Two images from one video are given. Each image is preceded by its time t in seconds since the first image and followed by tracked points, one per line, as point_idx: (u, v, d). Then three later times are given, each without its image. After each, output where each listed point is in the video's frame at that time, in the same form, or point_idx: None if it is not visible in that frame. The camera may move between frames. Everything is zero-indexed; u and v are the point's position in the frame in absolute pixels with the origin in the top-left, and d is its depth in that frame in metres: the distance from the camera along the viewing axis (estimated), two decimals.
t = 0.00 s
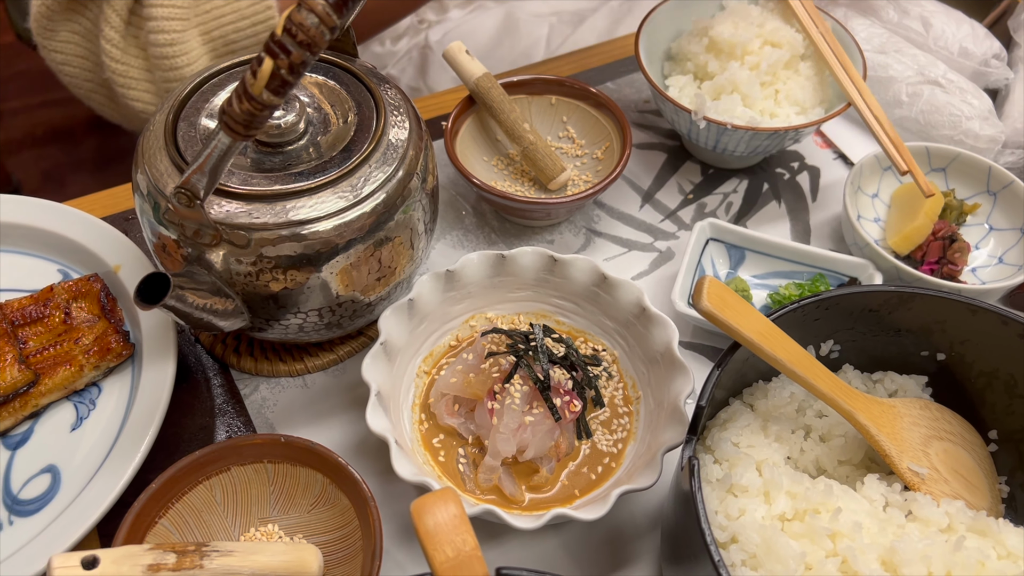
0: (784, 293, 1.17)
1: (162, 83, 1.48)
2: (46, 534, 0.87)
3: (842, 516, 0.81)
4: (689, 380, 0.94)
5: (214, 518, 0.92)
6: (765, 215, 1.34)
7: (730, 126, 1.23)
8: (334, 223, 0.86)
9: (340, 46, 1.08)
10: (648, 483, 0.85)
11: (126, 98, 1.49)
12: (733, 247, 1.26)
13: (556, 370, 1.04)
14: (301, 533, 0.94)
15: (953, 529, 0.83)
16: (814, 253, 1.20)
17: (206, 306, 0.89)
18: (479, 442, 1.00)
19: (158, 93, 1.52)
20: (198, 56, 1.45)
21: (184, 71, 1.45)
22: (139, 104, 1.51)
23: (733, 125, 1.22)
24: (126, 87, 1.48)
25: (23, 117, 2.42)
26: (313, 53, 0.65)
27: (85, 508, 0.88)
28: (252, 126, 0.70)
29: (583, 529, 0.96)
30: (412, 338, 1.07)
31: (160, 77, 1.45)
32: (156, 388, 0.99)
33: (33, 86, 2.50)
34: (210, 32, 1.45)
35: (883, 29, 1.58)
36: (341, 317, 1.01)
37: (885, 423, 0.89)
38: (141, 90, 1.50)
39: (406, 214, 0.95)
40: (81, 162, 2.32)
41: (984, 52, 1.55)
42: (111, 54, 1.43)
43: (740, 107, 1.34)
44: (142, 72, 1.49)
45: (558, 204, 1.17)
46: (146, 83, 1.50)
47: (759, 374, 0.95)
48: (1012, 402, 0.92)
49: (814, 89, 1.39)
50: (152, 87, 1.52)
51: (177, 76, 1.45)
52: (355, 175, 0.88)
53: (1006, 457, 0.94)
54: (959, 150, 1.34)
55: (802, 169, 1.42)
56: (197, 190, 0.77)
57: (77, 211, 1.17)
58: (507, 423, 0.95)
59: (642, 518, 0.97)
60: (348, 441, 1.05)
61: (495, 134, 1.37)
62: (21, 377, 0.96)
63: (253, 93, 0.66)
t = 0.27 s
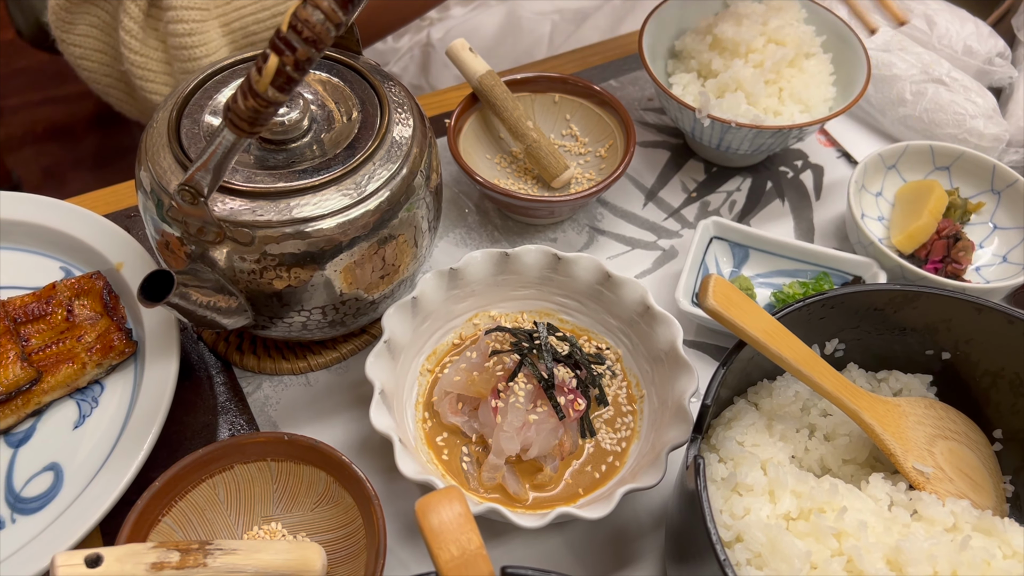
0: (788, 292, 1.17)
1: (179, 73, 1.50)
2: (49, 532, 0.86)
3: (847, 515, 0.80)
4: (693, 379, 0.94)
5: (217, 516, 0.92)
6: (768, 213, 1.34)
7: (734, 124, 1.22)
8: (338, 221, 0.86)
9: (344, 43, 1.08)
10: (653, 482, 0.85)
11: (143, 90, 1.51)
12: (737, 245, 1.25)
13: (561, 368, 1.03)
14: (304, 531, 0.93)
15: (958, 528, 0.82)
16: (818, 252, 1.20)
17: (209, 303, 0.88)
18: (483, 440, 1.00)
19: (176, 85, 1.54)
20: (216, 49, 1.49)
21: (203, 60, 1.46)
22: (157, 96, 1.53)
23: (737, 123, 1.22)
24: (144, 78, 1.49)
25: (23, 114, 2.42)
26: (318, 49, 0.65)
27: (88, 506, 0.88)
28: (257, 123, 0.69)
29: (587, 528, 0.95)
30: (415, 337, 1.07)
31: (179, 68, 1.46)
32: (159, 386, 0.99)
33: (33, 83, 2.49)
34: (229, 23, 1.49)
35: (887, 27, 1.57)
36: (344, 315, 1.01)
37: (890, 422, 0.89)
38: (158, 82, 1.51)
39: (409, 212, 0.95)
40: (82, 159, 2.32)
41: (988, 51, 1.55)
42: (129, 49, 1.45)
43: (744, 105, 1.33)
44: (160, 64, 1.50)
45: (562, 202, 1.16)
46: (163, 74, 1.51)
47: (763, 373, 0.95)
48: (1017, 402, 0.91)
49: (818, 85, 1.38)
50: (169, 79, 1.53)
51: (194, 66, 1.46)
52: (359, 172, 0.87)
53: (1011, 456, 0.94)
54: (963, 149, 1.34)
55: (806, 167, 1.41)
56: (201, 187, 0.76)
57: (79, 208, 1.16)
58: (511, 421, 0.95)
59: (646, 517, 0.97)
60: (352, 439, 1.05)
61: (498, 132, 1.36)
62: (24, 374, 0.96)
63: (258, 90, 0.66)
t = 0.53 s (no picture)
0: (790, 290, 1.17)
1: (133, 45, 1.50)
2: (54, 529, 0.87)
3: (850, 512, 0.81)
4: (696, 377, 0.94)
5: (222, 513, 0.92)
6: (771, 212, 1.34)
7: (737, 123, 1.22)
8: (343, 218, 0.86)
9: (348, 41, 1.08)
10: (656, 479, 0.85)
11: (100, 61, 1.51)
12: (739, 244, 1.25)
13: (564, 366, 1.04)
14: (309, 528, 0.93)
15: (961, 526, 0.83)
16: (820, 250, 1.20)
17: (215, 301, 0.88)
18: (486, 438, 1.00)
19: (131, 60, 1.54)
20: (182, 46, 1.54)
21: (150, 31, 1.46)
22: (112, 68, 1.53)
23: (740, 122, 1.22)
24: (100, 48, 1.50)
25: (24, 111, 2.41)
26: (325, 47, 0.65)
27: (93, 502, 0.88)
28: (263, 120, 0.69)
29: (590, 525, 0.96)
30: (419, 334, 1.07)
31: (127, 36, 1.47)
32: (164, 383, 0.99)
33: (33, 81, 2.49)
34: None
35: (890, 26, 1.58)
36: (348, 313, 1.01)
37: (894, 420, 0.89)
38: (116, 54, 1.52)
39: (413, 210, 0.95)
40: (83, 156, 2.32)
41: (990, 50, 1.56)
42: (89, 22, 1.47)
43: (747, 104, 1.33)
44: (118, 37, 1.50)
45: (566, 200, 1.16)
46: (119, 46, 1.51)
47: (766, 371, 0.95)
48: (1019, 400, 0.92)
49: (820, 84, 1.38)
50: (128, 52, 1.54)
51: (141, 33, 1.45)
52: (364, 170, 0.87)
53: (1013, 455, 0.94)
54: (965, 147, 1.34)
55: (808, 166, 1.41)
56: (206, 185, 0.76)
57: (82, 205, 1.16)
58: (514, 419, 0.95)
59: (649, 514, 0.97)
60: (355, 436, 1.05)
61: (501, 130, 1.37)
62: (28, 371, 0.96)
63: (264, 88, 0.66)
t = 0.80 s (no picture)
0: (789, 290, 1.17)
1: None
2: (50, 528, 0.86)
3: (848, 513, 0.81)
4: (694, 377, 0.94)
5: (218, 512, 0.92)
6: (769, 212, 1.34)
7: (736, 123, 1.22)
8: (341, 218, 0.86)
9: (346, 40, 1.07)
10: (653, 479, 0.85)
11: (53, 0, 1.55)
12: (738, 243, 1.25)
13: (562, 366, 1.04)
14: (306, 528, 0.93)
15: (959, 527, 0.83)
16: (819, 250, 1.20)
17: (212, 300, 0.88)
18: (483, 438, 1.00)
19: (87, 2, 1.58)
20: (179, 44, 1.72)
21: None
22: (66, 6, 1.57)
23: (739, 121, 1.22)
24: None
25: (22, 109, 2.41)
26: (322, 46, 0.64)
27: (89, 503, 0.88)
28: (260, 119, 0.69)
29: (588, 525, 0.96)
30: (417, 333, 1.07)
31: None
32: (160, 382, 0.99)
33: (33, 79, 2.49)
34: None
35: (890, 26, 1.57)
36: (346, 312, 1.01)
37: (892, 420, 0.89)
38: None
39: (411, 209, 0.95)
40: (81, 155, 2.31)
41: (990, 50, 1.56)
42: None
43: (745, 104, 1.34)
44: None
45: (564, 199, 1.16)
46: None
47: (764, 371, 0.95)
48: (1017, 401, 0.92)
49: (819, 84, 1.38)
50: None
51: None
52: (362, 169, 0.87)
53: (1011, 455, 0.94)
54: (965, 148, 1.34)
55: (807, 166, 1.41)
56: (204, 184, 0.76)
57: (80, 204, 1.16)
58: (512, 419, 0.95)
59: (647, 514, 0.97)
60: (353, 436, 1.05)
61: (499, 129, 1.36)
62: (25, 370, 0.96)
63: (261, 87, 0.65)
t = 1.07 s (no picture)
0: (788, 288, 1.17)
1: None
2: (48, 525, 0.86)
3: (847, 511, 0.81)
4: (694, 374, 0.94)
5: (216, 509, 0.92)
6: (769, 210, 1.34)
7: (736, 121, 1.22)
8: (340, 215, 0.86)
9: (346, 37, 1.07)
10: (652, 477, 0.85)
11: None
12: (737, 241, 1.25)
13: (561, 363, 1.04)
14: (304, 525, 0.93)
15: (958, 524, 0.83)
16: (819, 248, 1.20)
17: (211, 296, 0.88)
18: (482, 435, 1.00)
19: None
20: (200, 21, 1.81)
21: None
22: None
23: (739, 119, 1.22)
24: None
25: (21, 107, 2.41)
26: (321, 42, 0.64)
27: (88, 499, 0.88)
28: (259, 115, 0.69)
29: (587, 522, 0.96)
30: (416, 331, 1.07)
31: None
32: (159, 379, 0.99)
33: (32, 77, 2.49)
34: None
35: (889, 24, 1.57)
36: (345, 309, 1.01)
37: (891, 418, 0.89)
38: None
39: (410, 206, 0.95)
40: (80, 153, 2.31)
41: (989, 49, 1.56)
42: None
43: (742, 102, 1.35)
44: None
45: (562, 197, 1.16)
46: None
47: (764, 368, 0.95)
48: (1016, 399, 0.92)
49: (818, 83, 1.38)
50: None
51: None
52: (361, 166, 0.87)
53: (1010, 453, 0.94)
54: (964, 146, 1.34)
55: (806, 164, 1.41)
56: (203, 180, 0.76)
57: (78, 201, 1.16)
58: (511, 416, 0.95)
59: (645, 512, 0.97)
60: (352, 433, 1.05)
61: (499, 126, 1.36)
62: (24, 367, 0.96)
63: (260, 83, 0.65)
